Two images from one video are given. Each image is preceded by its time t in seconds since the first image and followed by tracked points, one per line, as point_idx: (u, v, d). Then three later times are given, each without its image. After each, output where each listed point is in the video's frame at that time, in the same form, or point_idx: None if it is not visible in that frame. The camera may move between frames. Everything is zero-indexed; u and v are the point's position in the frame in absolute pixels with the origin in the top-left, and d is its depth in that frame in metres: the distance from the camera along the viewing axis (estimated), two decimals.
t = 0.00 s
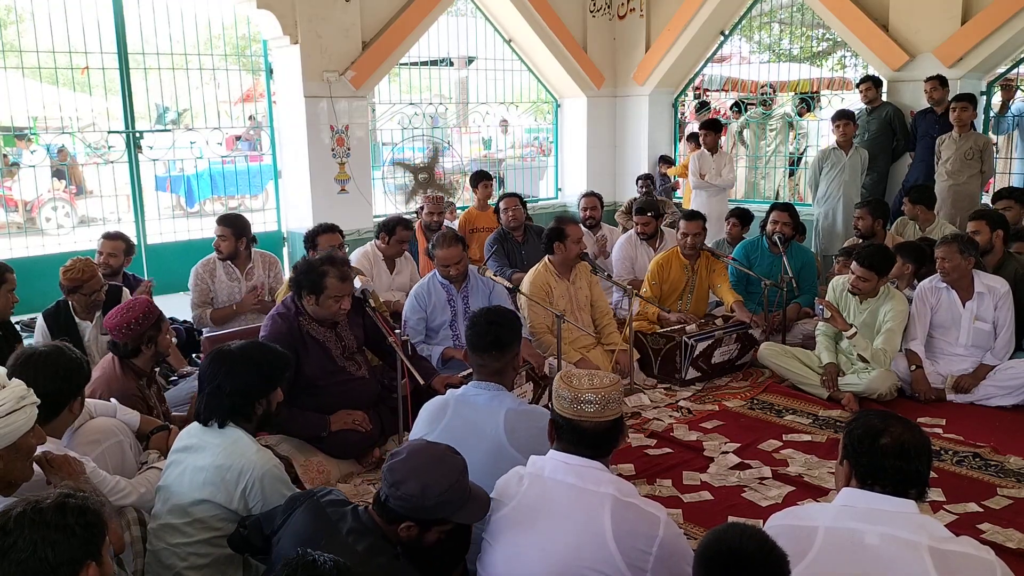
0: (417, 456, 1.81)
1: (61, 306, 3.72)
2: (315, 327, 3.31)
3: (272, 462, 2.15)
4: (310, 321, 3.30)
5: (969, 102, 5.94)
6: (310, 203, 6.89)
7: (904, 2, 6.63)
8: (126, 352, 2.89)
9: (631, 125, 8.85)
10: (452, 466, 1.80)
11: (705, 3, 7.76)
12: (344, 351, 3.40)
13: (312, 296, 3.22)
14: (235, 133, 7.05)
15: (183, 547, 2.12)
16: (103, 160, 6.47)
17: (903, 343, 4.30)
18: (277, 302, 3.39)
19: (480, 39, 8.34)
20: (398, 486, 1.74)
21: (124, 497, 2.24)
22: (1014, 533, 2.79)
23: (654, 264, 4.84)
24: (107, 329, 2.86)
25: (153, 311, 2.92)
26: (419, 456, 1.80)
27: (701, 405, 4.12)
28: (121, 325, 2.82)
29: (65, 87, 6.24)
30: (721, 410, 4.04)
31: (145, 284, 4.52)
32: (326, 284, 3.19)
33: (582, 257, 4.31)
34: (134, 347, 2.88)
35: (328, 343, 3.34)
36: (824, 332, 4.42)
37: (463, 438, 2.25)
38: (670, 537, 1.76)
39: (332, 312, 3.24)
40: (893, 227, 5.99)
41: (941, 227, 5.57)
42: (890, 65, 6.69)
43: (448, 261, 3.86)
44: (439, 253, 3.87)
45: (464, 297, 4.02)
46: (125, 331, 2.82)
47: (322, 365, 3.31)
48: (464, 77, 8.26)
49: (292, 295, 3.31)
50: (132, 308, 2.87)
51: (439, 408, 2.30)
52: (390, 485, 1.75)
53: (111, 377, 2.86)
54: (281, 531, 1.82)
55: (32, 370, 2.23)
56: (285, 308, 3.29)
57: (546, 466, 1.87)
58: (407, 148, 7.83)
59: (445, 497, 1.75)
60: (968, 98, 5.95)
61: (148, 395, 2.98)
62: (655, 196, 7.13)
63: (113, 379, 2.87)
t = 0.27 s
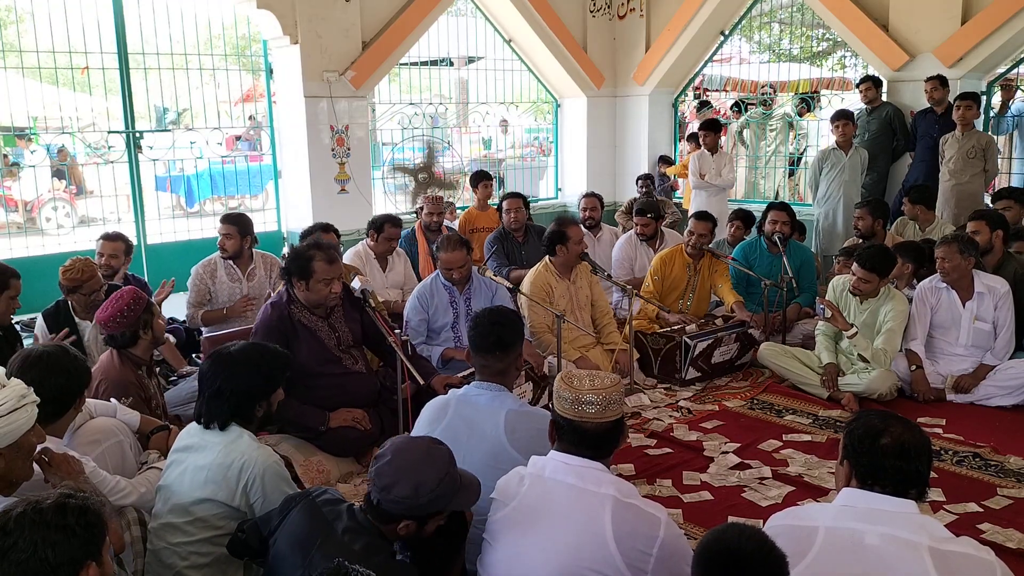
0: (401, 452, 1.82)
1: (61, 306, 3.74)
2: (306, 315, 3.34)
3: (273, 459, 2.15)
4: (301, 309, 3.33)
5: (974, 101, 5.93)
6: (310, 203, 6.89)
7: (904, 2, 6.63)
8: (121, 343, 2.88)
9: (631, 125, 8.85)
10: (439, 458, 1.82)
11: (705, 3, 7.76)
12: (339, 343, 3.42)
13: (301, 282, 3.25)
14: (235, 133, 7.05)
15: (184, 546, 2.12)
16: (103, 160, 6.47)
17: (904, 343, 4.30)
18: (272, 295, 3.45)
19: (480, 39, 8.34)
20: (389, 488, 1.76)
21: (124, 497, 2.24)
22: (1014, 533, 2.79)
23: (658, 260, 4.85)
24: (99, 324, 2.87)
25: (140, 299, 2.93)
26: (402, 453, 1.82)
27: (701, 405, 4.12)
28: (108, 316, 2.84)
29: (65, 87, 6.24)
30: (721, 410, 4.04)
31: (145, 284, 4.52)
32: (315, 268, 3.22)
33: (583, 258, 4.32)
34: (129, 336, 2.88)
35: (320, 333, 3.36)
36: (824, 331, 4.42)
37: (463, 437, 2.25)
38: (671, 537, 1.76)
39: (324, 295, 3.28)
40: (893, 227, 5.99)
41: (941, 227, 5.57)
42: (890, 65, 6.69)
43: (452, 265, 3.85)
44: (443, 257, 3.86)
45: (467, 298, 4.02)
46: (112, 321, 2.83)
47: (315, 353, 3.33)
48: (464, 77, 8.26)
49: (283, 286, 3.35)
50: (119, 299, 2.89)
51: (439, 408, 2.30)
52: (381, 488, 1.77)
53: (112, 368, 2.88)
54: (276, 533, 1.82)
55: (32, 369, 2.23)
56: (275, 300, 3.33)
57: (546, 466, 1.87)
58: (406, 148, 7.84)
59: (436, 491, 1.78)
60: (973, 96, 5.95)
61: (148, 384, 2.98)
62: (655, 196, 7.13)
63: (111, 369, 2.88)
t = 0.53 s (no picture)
0: (381, 449, 1.87)
1: (62, 306, 3.74)
2: (302, 305, 3.36)
3: (277, 462, 2.15)
4: (297, 299, 3.36)
5: (976, 101, 5.93)
6: (310, 203, 6.89)
7: (904, 2, 6.64)
8: (119, 334, 2.88)
9: (631, 125, 8.85)
10: (419, 449, 1.88)
11: (705, 3, 7.76)
12: (337, 336, 3.43)
13: (299, 269, 3.29)
14: (235, 133, 7.05)
15: (184, 547, 2.12)
16: (103, 160, 6.47)
17: (904, 343, 4.30)
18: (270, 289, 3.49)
19: (480, 39, 8.34)
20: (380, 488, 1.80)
21: (124, 497, 2.24)
22: (1014, 533, 2.79)
23: (659, 256, 4.84)
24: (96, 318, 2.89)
25: (132, 290, 2.95)
26: (382, 450, 1.86)
27: (701, 405, 4.12)
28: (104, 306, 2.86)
29: (65, 87, 6.24)
30: (721, 410, 4.04)
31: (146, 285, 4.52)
32: (312, 255, 3.25)
33: (584, 258, 4.32)
34: (125, 326, 2.88)
35: (318, 323, 3.38)
36: (824, 331, 4.42)
37: (464, 437, 2.25)
38: (670, 538, 1.75)
39: (321, 282, 3.31)
40: (893, 227, 5.99)
41: (941, 227, 5.57)
42: (890, 65, 6.69)
43: (454, 267, 3.85)
44: (445, 258, 3.85)
45: (468, 300, 4.01)
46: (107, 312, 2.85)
47: (313, 341, 3.34)
48: (464, 77, 8.26)
49: (283, 277, 3.39)
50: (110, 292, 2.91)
51: (440, 409, 2.31)
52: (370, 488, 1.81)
53: (116, 357, 2.89)
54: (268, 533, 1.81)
55: (31, 368, 2.23)
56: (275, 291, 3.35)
57: (546, 467, 1.87)
58: (406, 148, 7.84)
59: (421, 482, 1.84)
60: (975, 96, 5.95)
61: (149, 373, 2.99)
62: (655, 196, 7.13)
63: (113, 359, 2.89)
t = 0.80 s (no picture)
0: (379, 449, 1.88)
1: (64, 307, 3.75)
2: (305, 298, 3.39)
3: (278, 461, 2.17)
4: (301, 292, 3.40)
5: (976, 101, 5.94)
6: (310, 203, 6.91)
7: (903, 3, 6.64)
8: (125, 330, 2.91)
9: (631, 126, 8.86)
10: (415, 442, 1.91)
11: (705, 3, 7.77)
12: (339, 330, 3.47)
13: (304, 260, 3.33)
14: (236, 134, 7.06)
15: (185, 546, 2.13)
16: (104, 160, 6.48)
17: (903, 343, 4.31)
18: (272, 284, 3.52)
19: (481, 39, 8.35)
20: (383, 491, 1.84)
21: (125, 496, 2.25)
22: (1012, 533, 2.80)
23: (654, 258, 4.86)
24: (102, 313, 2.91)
25: (143, 288, 2.99)
26: (382, 450, 1.88)
27: (701, 405, 4.13)
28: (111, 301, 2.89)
29: (66, 88, 6.25)
30: (720, 410, 4.05)
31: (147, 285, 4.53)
32: (317, 247, 3.29)
33: (584, 257, 4.33)
34: (133, 321, 2.91)
35: (321, 317, 3.41)
36: (823, 331, 4.43)
37: (463, 437, 2.26)
38: (668, 537, 1.76)
39: (326, 275, 3.35)
40: (893, 227, 6.00)
41: (941, 228, 5.58)
42: (889, 65, 6.70)
43: (452, 266, 3.86)
44: (443, 257, 3.86)
45: (467, 299, 4.02)
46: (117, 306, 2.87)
47: (315, 333, 3.37)
48: (464, 77, 8.27)
49: (289, 271, 3.42)
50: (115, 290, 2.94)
51: (439, 408, 2.32)
52: (374, 492, 1.84)
53: (117, 353, 2.90)
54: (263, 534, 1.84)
55: (32, 368, 2.24)
56: (279, 285, 3.38)
57: (544, 467, 1.88)
58: (407, 148, 7.85)
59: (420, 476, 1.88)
60: (974, 97, 5.95)
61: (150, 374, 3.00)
62: (655, 196, 7.14)
63: (114, 355, 2.90)
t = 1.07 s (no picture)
0: (371, 448, 1.85)
1: (63, 307, 3.74)
2: (308, 294, 3.41)
3: (277, 462, 2.16)
4: (304, 288, 3.41)
5: (976, 101, 5.94)
6: (310, 203, 6.90)
7: (904, 2, 6.64)
8: (126, 332, 2.90)
9: (631, 125, 8.85)
10: (406, 438, 1.90)
11: (705, 3, 7.77)
12: (342, 325, 3.47)
13: (308, 255, 3.35)
14: (235, 133, 7.05)
15: (184, 546, 2.12)
16: (103, 160, 6.47)
17: (903, 343, 4.31)
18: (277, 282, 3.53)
19: (480, 39, 8.34)
20: (383, 490, 1.82)
21: (124, 497, 2.24)
22: (1013, 533, 2.80)
23: (654, 260, 4.85)
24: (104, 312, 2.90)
25: (146, 290, 2.99)
26: (375, 448, 1.86)
27: (701, 405, 4.13)
28: (116, 302, 2.88)
29: (65, 87, 6.24)
30: (720, 410, 4.04)
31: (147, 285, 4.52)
32: (321, 242, 3.33)
33: (584, 257, 4.32)
34: (138, 323, 2.90)
35: (324, 313, 3.42)
36: (823, 331, 4.43)
37: (461, 437, 2.26)
38: (668, 537, 1.76)
39: (330, 270, 3.37)
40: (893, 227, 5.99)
41: (941, 228, 5.58)
42: (889, 65, 6.70)
43: (449, 265, 3.85)
44: (440, 256, 3.85)
45: (466, 298, 4.02)
46: (123, 308, 2.86)
47: (318, 328, 3.37)
48: (464, 77, 8.26)
49: (294, 268, 3.44)
50: (121, 291, 2.93)
51: (438, 409, 2.31)
52: (374, 491, 1.82)
53: (116, 354, 2.90)
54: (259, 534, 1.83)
55: (31, 368, 2.23)
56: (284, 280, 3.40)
57: (543, 468, 1.87)
58: (407, 148, 7.84)
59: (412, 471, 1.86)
60: (975, 97, 5.95)
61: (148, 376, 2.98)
62: (655, 196, 7.13)
63: (111, 357, 2.89)
